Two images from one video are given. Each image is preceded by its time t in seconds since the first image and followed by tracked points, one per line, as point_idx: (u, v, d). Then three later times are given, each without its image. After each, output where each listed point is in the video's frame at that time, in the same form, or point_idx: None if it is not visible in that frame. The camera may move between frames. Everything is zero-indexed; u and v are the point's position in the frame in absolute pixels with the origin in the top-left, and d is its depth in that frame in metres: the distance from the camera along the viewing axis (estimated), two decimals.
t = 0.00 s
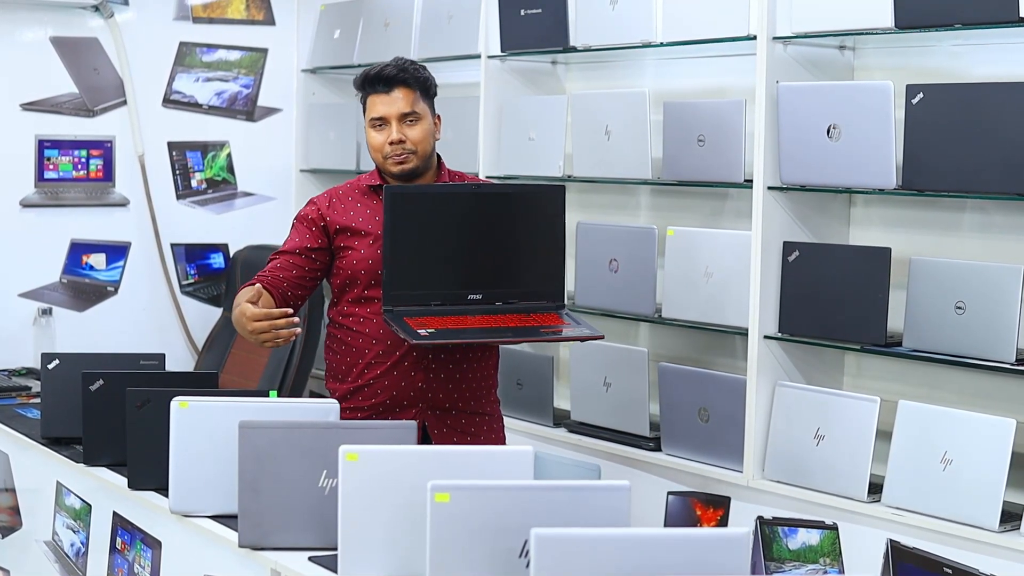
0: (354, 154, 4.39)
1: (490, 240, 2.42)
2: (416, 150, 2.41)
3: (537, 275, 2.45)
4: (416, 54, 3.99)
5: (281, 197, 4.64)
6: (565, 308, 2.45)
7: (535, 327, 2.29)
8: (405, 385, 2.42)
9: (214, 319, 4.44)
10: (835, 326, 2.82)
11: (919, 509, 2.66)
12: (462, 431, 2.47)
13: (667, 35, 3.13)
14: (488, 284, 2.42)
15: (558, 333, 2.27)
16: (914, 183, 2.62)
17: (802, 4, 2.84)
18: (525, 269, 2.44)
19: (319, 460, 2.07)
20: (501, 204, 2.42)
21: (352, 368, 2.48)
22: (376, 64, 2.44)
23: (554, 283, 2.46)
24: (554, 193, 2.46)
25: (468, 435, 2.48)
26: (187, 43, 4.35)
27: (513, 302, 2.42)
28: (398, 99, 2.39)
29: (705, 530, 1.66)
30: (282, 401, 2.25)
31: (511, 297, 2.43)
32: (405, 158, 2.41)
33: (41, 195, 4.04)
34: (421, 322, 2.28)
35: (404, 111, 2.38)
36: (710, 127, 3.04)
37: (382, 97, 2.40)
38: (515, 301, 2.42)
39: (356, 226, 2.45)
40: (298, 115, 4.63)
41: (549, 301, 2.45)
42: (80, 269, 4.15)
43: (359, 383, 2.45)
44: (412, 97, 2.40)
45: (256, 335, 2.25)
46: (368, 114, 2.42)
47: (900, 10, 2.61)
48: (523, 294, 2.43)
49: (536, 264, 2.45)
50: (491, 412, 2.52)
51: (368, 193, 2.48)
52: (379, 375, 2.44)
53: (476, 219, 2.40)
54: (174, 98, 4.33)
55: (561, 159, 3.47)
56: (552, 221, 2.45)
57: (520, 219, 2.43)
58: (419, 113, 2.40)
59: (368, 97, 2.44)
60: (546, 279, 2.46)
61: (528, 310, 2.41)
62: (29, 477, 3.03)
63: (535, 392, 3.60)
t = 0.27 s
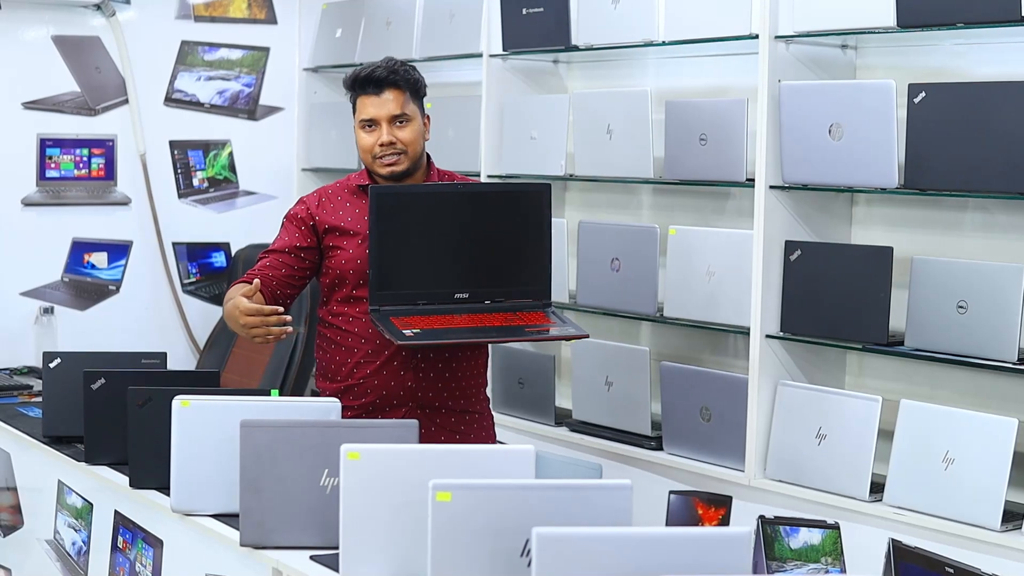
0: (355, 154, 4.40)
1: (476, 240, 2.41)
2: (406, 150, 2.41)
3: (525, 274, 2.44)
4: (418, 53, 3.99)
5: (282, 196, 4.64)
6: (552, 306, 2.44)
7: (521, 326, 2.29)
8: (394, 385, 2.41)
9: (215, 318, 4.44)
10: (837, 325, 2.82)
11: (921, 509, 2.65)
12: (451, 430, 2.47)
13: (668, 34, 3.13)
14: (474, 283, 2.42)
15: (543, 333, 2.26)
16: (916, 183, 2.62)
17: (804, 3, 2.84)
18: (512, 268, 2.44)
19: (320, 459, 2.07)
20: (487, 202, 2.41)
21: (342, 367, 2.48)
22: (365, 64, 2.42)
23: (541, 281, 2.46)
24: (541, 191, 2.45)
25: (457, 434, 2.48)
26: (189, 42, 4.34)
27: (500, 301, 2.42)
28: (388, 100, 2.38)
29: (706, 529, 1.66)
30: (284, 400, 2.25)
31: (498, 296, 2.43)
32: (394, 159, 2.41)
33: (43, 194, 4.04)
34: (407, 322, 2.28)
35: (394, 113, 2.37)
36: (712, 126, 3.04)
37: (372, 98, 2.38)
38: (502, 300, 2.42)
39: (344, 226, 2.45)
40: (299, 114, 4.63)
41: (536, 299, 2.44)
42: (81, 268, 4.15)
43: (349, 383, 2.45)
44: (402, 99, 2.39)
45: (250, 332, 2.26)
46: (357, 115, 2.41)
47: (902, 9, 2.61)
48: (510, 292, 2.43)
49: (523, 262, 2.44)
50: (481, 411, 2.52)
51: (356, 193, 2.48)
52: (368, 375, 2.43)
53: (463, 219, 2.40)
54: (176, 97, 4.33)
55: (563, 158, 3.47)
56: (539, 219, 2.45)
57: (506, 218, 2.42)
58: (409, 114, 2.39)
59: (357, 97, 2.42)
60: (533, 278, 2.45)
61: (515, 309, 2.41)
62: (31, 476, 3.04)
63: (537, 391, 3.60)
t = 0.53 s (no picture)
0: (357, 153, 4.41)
1: (471, 240, 2.41)
2: (402, 153, 2.40)
3: (519, 273, 2.44)
4: (419, 53, 3.99)
5: (284, 196, 4.64)
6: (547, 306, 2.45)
7: (515, 326, 2.30)
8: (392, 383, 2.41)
9: (217, 317, 4.45)
10: (838, 325, 2.82)
11: (922, 509, 2.65)
12: (449, 428, 2.48)
13: (670, 34, 3.13)
14: (469, 283, 2.42)
15: (537, 333, 2.27)
16: (917, 183, 2.62)
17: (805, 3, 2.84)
18: (506, 268, 2.44)
19: (321, 459, 2.07)
20: (481, 203, 2.41)
21: (338, 367, 2.47)
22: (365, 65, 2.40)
23: (535, 281, 2.46)
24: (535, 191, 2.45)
25: (455, 433, 2.48)
26: (191, 42, 4.35)
27: (495, 301, 2.42)
28: (387, 102, 2.37)
29: (707, 529, 1.66)
30: (285, 400, 2.25)
31: (493, 295, 2.43)
32: (390, 161, 2.40)
33: (45, 194, 4.04)
34: (402, 321, 2.28)
35: (392, 114, 2.36)
36: (713, 126, 3.04)
37: (371, 99, 2.37)
38: (497, 299, 2.42)
39: (340, 226, 2.44)
40: (301, 114, 4.63)
41: (530, 298, 2.45)
42: (83, 267, 4.15)
43: (346, 382, 2.45)
44: (401, 101, 2.38)
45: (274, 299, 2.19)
46: (355, 115, 2.40)
47: (903, 10, 2.61)
48: (504, 292, 2.43)
49: (517, 262, 2.44)
50: (478, 410, 2.52)
51: (351, 193, 2.48)
52: (365, 374, 2.43)
53: (458, 219, 2.39)
54: (177, 97, 4.33)
55: (564, 158, 3.47)
56: (533, 219, 2.45)
57: (500, 217, 2.42)
58: (407, 116, 2.38)
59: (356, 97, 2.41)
60: (528, 277, 2.45)
61: (509, 309, 2.41)
62: (32, 475, 3.04)
63: (538, 392, 3.61)
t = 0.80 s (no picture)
0: (358, 153, 4.41)
1: (474, 243, 2.44)
2: (417, 154, 2.38)
3: (521, 275, 2.47)
4: (421, 53, 4.00)
5: (285, 196, 4.64)
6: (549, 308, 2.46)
7: (518, 326, 2.31)
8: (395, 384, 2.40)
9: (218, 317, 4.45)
10: (840, 325, 2.82)
11: (923, 509, 2.65)
12: (451, 429, 2.47)
13: (671, 34, 3.13)
14: (471, 285, 2.44)
15: (540, 333, 2.27)
16: (918, 183, 2.62)
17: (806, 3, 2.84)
18: (509, 269, 2.46)
19: (322, 459, 2.07)
20: (484, 206, 2.44)
21: (341, 366, 2.45)
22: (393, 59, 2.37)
23: (538, 284, 2.48)
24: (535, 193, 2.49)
25: (456, 434, 2.48)
26: (192, 42, 4.35)
27: (497, 302, 2.45)
28: (412, 100, 2.34)
29: (707, 529, 1.66)
30: (286, 399, 2.25)
31: (495, 297, 2.45)
32: (404, 159, 2.38)
33: (46, 193, 4.05)
34: (405, 321, 2.30)
35: (417, 115, 2.33)
36: (714, 126, 3.04)
37: (396, 95, 2.34)
38: (499, 301, 2.45)
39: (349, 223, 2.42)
40: (302, 114, 4.63)
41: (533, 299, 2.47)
42: (84, 267, 4.15)
43: (349, 382, 2.43)
44: (426, 103, 2.35)
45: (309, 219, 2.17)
46: (377, 106, 2.36)
47: (904, 10, 2.61)
48: (506, 293, 2.45)
49: (519, 263, 2.47)
50: (479, 411, 2.52)
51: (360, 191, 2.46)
52: (368, 374, 2.41)
53: (460, 222, 2.42)
54: (179, 97, 4.33)
55: (566, 158, 3.47)
56: (532, 221, 2.48)
57: (503, 221, 2.46)
58: (428, 118, 2.36)
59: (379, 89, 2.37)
60: (530, 280, 2.48)
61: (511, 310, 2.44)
62: (33, 475, 3.04)
63: (539, 391, 3.60)
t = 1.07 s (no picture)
0: (358, 152, 4.42)
1: (485, 248, 2.42)
2: (445, 165, 2.31)
3: (533, 281, 2.45)
4: (421, 52, 4.00)
5: (285, 195, 4.64)
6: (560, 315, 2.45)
7: (531, 331, 2.29)
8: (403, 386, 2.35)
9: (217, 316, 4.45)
10: (839, 325, 2.82)
11: (923, 508, 2.65)
12: (456, 431, 2.43)
13: (671, 33, 3.13)
14: (482, 290, 2.42)
15: (552, 337, 2.25)
16: (918, 183, 2.62)
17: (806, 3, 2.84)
18: (521, 274, 2.44)
19: (321, 458, 2.07)
20: (497, 211, 2.43)
21: (347, 364, 2.39)
22: (431, 65, 2.27)
23: (549, 290, 2.46)
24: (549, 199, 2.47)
25: (461, 436, 2.44)
26: (192, 41, 4.35)
27: (508, 307, 2.43)
28: (449, 114, 2.25)
29: (707, 528, 1.66)
30: (286, 398, 2.25)
31: (505, 303, 2.43)
32: (431, 169, 2.31)
33: (45, 192, 4.05)
34: (417, 324, 2.28)
35: (453, 129, 2.25)
36: (714, 125, 3.04)
37: (434, 105, 2.24)
38: (510, 305, 2.43)
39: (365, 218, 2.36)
40: (302, 113, 4.63)
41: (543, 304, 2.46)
42: (84, 266, 4.15)
43: (355, 382, 2.37)
44: (461, 116, 2.28)
45: (367, 195, 2.04)
46: (410, 112, 2.26)
47: (904, 10, 2.61)
48: (517, 298, 2.44)
49: (531, 270, 2.45)
50: (485, 412, 2.48)
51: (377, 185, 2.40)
52: (374, 375, 2.35)
53: (473, 226, 2.41)
54: (179, 96, 4.33)
55: (566, 157, 3.47)
56: (545, 227, 2.46)
57: (516, 227, 2.44)
58: (462, 133, 2.28)
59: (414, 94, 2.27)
60: (541, 287, 2.46)
61: (523, 315, 2.42)
62: (33, 474, 3.04)
63: (540, 391, 3.60)
